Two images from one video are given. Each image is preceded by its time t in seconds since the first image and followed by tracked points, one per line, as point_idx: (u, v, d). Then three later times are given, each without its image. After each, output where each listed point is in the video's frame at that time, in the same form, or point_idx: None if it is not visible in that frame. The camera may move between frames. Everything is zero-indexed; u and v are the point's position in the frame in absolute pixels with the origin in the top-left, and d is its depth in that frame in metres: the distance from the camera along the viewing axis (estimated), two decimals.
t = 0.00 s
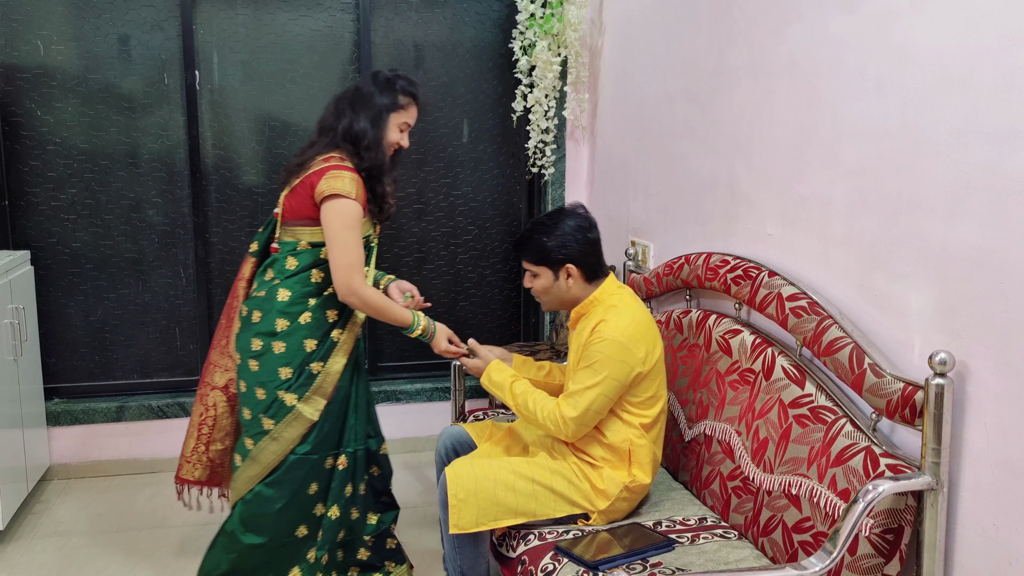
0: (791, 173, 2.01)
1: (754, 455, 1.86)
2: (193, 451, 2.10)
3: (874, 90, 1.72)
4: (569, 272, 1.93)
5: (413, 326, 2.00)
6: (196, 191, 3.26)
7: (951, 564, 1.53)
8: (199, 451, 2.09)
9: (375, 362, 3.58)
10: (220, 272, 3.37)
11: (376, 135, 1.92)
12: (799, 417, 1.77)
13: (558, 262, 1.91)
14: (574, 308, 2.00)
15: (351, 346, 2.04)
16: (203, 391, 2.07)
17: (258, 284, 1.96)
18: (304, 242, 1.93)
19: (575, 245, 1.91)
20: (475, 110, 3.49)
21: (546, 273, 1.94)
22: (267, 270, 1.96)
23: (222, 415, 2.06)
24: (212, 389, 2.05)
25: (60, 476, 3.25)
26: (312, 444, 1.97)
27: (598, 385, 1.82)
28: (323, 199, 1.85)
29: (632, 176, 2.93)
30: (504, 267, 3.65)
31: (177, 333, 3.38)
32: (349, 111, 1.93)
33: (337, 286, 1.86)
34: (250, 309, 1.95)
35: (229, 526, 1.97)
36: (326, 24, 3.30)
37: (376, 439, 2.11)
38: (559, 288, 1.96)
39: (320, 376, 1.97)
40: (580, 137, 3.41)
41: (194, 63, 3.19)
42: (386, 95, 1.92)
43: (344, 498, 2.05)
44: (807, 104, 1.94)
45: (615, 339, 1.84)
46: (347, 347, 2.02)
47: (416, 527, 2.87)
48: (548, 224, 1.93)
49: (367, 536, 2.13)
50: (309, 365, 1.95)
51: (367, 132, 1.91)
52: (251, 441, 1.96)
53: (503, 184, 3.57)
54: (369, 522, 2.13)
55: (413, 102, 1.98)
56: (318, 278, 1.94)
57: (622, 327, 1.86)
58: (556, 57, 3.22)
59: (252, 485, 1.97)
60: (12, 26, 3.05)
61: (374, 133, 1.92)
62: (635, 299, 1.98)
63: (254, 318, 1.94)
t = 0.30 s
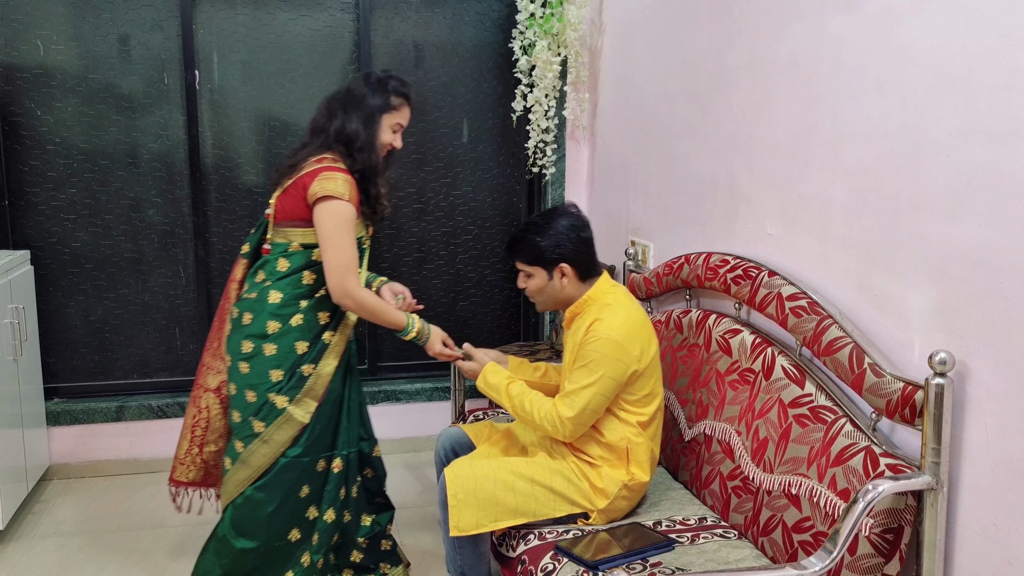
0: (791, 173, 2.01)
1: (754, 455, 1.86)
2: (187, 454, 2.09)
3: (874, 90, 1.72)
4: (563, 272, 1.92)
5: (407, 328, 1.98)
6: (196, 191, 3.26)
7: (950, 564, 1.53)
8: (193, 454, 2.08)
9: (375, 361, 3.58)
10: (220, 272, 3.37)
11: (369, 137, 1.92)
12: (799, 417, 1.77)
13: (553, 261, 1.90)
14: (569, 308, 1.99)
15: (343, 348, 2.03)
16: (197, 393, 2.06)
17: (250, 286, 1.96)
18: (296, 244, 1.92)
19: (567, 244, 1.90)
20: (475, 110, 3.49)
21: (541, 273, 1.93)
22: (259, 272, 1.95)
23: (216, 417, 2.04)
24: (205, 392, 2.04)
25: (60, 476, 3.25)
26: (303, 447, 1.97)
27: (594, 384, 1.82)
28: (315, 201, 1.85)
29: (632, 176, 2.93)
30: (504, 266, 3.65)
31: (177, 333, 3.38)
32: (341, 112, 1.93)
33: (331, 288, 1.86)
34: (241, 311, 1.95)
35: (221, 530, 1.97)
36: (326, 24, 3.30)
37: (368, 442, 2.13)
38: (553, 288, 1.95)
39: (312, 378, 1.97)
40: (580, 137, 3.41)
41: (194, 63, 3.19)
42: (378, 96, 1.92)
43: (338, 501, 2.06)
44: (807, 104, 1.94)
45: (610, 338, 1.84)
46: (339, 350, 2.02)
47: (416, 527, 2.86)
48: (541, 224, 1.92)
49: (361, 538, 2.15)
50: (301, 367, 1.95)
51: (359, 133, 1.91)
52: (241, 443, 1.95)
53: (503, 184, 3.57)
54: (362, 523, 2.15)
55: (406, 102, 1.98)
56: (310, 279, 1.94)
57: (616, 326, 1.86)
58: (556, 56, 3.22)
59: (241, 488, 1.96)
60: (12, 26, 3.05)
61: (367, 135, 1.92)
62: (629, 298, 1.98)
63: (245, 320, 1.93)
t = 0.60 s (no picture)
0: (791, 172, 2.01)
1: (754, 455, 1.86)
2: (177, 459, 2.00)
3: (874, 90, 1.72)
4: (551, 272, 1.91)
5: (396, 333, 1.92)
6: (196, 191, 3.26)
7: (951, 564, 1.53)
8: (184, 459, 1.99)
9: (375, 362, 3.57)
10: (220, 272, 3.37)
11: (355, 142, 1.84)
12: (799, 417, 1.77)
13: (541, 261, 1.89)
14: (558, 309, 1.98)
15: (328, 354, 1.96)
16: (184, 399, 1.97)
17: (232, 291, 1.87)
18: (280, 249, 1.84)
19: (558, 244, 1.89)
20: (475, 110, 3.49)
21: (529, 274, 1.91)
22: (241, 276, 1.87)
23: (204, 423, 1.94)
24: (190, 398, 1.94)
25: (60, 476, 3.25)
26: (288, 454, 1.89)
27: (587, 384, 1.82)
28: (301, 206, 1.77)
29: (632, 176, 2.92)
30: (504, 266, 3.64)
31: (177, 333, 3.38)
32: (326, 116, 1.86)
33: (318, 294, 1.78)
34: (224, 317, 1.86)
35: (209, 539, 1.90)
36: (326, 24, 3.30)
37: (358, 445, 2.06)
38: (541, 289, 1.93)
39: (296, 385, 1.88)
40: (580, 138, 3.41)
41: (194, 63, 3.19)
42: (364, 99, 1.85)
43: (328, 507, 1.97)
44: (807, 104, 1.94)
45: (600, 338, 1.83)
46: (324, 356, 1.94)
47: (416, 527, 2.86)
48: (527, 226, 1.90)
49: (355, 542, 2.07)
50: (285, 374, 1.86)
51: (345, 138, 1.83)
52: (225, 451, 1.87)
53: (503, 184, 3.57)
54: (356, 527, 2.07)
55: (392, 105, 1.90)
56: (295, 284, 1.86)
57: (606, 325, 1.85)
58: (556, 56, 3.22)
59: (226, 496, 1.88)
60: (12, 26, 3.05)
61: (353, 139, 1.84)
62: (617, 295, 1.97)
63: (228, 326, 1.85)
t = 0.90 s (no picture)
0: (791, 172, 2.01)
1: (754, 455, 1.86)
2: (168, 465, 1.90)
3: (874, 90, 1.72)
4: (538, 274, 1.89)
5: (379, 341, 1.81)
6: (196, 191, 3.26)
7: (950, 564, 1.53)
8: (174, 465, 1.90)
9: (375, 362, 3.57)
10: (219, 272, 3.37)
11: (340, 149, 1.74)
12: (799, 417, 1.77)
13: (528, 263, 1.86)
14: (545, 311, 1.96)
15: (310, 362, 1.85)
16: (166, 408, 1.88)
17: (209, 296, 1.76)
18: (259, 253, 1.73)
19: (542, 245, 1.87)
20: (475, 110, 3.49)
21: (515, 278, 1.89)
22: (219, 281, 1.76)
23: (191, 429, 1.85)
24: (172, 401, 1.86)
25: (60, 476, 3.25)
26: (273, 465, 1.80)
27: (578, 385, 1.81)
28: (285, 211, 1.68)
29: (632, 176, 2.93)
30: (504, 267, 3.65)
31: (177, 333, 3.38)
32: (310, 123, 1.75)
33: (302, 302, 1.69)
34: (200, 323, 1.75)
35: (197, 551, 1.81)
36: (326, 24, 3.30)
37: (348, 449, 1.98)
38: (529, 292, 1.91)
39: (278, 396, 1.78)
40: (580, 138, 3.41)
41: (194, 63, 3.19)
42: (348, 105, 1.75)
43: (320, 515, 1.88)
44: (807, 104, 1.94)
45: (588, 339, 1.82)
46: (307, 365, 1.83)
47: (416, 527, 2.86)
48: (512, 229, 1.87)
49: (349, 547, 2.00)
50: (267, 383, 1.76)
51: (330, 145, 1.73)
52: (206, 463, 1.77)
53: (503, 184, 3.57)
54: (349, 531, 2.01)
55: (377, 109, 1.80)
56: (276, 291, 1.75)
57: (593, 326, 1.84)
58: (556, 56, 3.23)
59: (209, 508, 1.79)
60: (12, 26, 3.05)
61: (338, 146, 1.74)
62: (602, 295, 1.96)
63: (205, 333, 1.74)
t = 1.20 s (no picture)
0: (791, 172, 2.01)
1: (754, 455, 1.86)
2: (159, 468, 1.91)
3: (874, 90, 1.72)
4: (528, 276, 1.88)
5: (367, 347, 1.77)
6: (196, 190, 3.25)
7: (950, 564, 1.53)
8: (165, 468, 1.90)
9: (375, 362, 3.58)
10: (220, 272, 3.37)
11: (330, 153, 1.71)
12: (799, 417, 1.77)
13: (518, 265, 1.86)
14: (535, 313, 1.95)
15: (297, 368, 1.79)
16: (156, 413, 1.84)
17: (192, 298, 1.71)
18: (245, 254, 1.68)
19: (532, 248, 1.87)
20: (475, 110, 3.49)
21: (506, 281, 1.89)
22: (203, 283, 1.71)
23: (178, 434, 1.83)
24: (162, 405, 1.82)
25: (60, 476, 3.25)
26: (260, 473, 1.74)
27: (571, 385, 1.81)
28: (274, 215, 1.64)
29: (632, 176, 2.92)
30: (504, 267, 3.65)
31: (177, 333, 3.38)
32: (300, 128, 1.72)
33: (289, 307, 1.64)
34: (183, 325, 1.70)
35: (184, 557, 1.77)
36: (326, 24, 3.30)
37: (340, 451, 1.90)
38: (519, 294, 1.90)
39: (264, 402, 1.72)
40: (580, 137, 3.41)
41: (194, 63, 3.19)
42: (338, 109, 1.71)
43: (314, 520, 1.82)
44: (807, 104, 1.94)
45: (579, 339, 1.82)
46: (293, 371, 1.77)
47: (416, 527, 2.86)
48: (499, 232, 1.87)
49: (346, 547, 1.93)
50: (251, 389, 1.70)
51: (320, 149, 1.69)
52: (189, 470, 1.72)
53: (503, 183, 3.57)
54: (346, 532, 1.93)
55: (368, 114, 1.77)
56: (261, 293, 1.70)
57: (583, 325, 1.84)
58: (556, 56, 3.22)
59: (196, 516, 1.74)
60: (12, 26, 3.05)
61: (328, 151, 1.70)
62: (591, 294, 1.95)
63: (187, 336, 1.69)
